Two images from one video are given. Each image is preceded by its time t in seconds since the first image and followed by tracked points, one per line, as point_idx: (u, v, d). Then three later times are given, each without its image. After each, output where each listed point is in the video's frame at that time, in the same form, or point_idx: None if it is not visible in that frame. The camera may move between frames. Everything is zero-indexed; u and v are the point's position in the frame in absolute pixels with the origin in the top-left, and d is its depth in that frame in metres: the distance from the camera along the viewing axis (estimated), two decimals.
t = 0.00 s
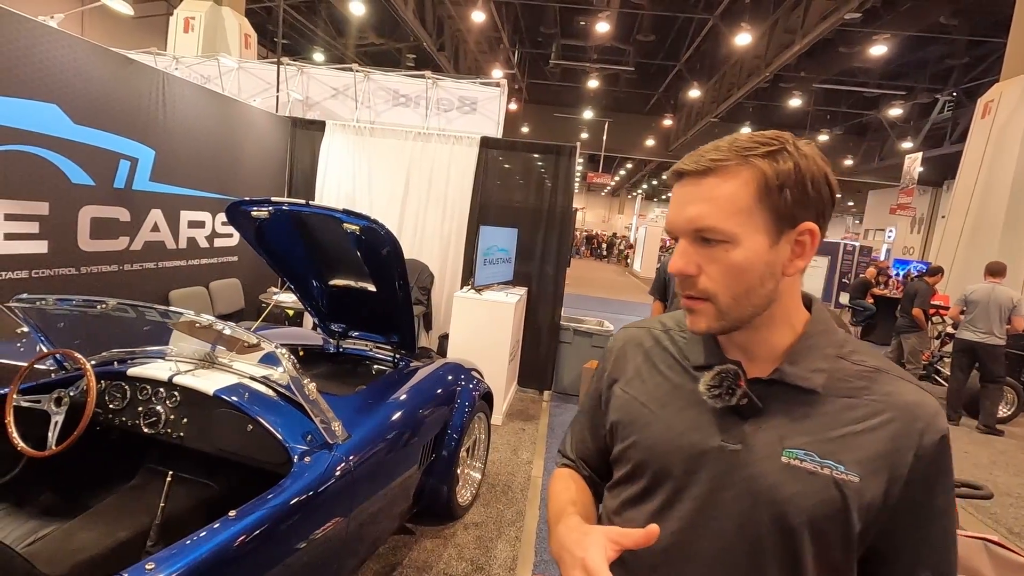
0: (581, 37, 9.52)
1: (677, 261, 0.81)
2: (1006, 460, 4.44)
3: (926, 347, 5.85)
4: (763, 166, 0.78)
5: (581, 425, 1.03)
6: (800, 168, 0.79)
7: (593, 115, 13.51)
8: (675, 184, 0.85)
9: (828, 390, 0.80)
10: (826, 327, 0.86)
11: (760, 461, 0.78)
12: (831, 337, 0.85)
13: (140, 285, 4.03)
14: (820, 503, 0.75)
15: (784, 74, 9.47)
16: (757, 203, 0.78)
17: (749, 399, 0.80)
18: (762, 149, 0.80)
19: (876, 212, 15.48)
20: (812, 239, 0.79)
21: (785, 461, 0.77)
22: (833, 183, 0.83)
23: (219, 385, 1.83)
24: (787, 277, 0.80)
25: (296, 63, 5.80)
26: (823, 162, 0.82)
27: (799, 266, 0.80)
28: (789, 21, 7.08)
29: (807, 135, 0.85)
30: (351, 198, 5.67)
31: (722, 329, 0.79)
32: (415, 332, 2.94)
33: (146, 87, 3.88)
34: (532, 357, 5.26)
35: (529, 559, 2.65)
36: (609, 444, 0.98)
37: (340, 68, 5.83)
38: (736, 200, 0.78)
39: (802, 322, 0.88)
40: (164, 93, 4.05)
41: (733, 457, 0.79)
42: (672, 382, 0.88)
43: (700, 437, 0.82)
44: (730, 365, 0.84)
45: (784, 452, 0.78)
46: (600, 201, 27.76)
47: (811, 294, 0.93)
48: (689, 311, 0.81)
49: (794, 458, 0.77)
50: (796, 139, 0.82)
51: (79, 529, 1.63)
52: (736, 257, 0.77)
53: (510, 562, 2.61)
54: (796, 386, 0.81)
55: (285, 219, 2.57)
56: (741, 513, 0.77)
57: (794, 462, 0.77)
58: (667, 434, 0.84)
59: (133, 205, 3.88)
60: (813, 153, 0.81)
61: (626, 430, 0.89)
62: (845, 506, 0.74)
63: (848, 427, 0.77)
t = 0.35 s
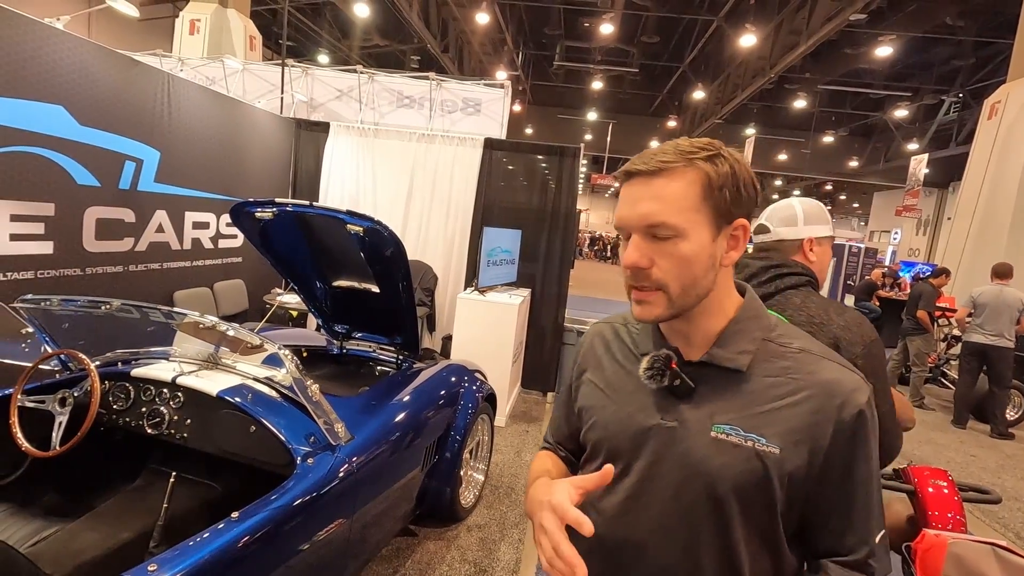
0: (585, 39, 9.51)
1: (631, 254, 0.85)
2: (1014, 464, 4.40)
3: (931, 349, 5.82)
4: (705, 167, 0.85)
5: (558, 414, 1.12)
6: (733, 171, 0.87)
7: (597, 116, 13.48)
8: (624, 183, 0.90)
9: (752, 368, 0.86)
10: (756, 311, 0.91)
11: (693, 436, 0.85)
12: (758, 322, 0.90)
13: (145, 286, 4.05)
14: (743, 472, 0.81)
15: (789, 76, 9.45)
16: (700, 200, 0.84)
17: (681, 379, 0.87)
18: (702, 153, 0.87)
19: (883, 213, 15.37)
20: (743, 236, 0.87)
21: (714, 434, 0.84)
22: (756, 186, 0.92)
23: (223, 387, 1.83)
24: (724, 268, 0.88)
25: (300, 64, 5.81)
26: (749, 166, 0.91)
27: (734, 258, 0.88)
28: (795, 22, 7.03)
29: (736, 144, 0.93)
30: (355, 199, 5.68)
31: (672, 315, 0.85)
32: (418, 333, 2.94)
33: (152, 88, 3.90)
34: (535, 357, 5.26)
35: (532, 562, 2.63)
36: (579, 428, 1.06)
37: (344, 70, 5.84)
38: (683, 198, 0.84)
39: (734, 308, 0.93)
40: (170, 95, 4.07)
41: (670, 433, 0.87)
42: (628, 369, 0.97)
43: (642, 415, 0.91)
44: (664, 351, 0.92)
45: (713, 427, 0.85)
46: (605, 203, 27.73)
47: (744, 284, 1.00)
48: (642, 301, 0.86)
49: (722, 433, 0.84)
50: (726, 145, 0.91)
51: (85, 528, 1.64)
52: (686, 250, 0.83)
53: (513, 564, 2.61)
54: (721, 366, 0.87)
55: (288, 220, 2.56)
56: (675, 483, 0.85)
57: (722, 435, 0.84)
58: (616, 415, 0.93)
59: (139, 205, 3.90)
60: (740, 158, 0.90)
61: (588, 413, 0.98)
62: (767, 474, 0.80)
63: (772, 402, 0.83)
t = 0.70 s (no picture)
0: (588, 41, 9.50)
1: (656, 253, 0.84)
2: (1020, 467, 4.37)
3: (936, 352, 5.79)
4: (700, 161, 0.89)
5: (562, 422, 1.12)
6: (717, 163, 0.93)
7: (599, 118, 13.48)
8: (623, 184, 0.89)
9: (745, 360, 0.85)
10: (744, 302, 0.91)
11: (694, 433, 0.84)
12: (749, 313, 0.89)
13: (147, 287, 4.05)
14: (748, 467, 0.80)
15: (790, 77, 9.45)
16: (702, 193, 0.88)
17: (677, 376, 0.87)
18: (690, 148, 0.90)
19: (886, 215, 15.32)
20: (731, 222, 0.94)
21: (716, 430, 0.83)
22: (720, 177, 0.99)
23: (224, 388, 1.83)
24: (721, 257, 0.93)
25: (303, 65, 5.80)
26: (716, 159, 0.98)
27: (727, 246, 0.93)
28: (796, 24, 7.01)
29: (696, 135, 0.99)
30: (357, 200, 5.68)
31: (697, 310, 0.87)
32: (420, 334, 2.93)
33: (155, 89, 3.91)
34: (538, 359, 5.25)
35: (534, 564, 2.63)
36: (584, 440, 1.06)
37: (346, 71, 5.84)
38: (691, 193, 0.86)
39: (724, 299, 0.92)
40: (173, 96, 4.08)
41: (672, 431, 0.86)
42: (626, 372, 0.97)
43: (638, 418, 0.91)
44: (660, 351, 0.92)
45: (715, 422, 0.84)
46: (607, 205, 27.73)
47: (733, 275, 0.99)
48: (666, 300, 0.86)
49: (724, 428, 0.83)
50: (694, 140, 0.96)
51: (85, 529, 1.64)
52: (703, 243, 0.86)
53: (515, 566, 2.59)
54: (718, 361, 0.86)
55: (289, 221, 2.55)
56: (683, 482, 0.84)
57: (723, 431, 0.83)
58: (618, 421, 0.93)
59: (141, 206, 3.90)
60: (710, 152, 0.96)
61: (592, 421, 0.98)
62: (773, 468, 0.79)
63: (771, 393, 0.81)
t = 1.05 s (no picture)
0: (589, 42, 9.47)
1: (748, 239, 0.80)
2: (1021, 470, 4.36)
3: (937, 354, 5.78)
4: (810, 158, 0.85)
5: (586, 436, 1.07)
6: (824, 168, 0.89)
7: (600, 119, 13.49)
8: (728, 158, 0.84)
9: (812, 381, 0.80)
10: (814, 319, 0.86)
11: (747, 458, 0.78)
12: (818, 330, 0.85)
13: (146, 288, 4.04)
14: (812, 500, 0.74)
15: (791, 79, 9.45)
16: (806, 190, 0.84)
17: (734, 393, 0.80)
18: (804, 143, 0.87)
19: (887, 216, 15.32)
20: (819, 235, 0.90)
21: (774, 456, 0.77)
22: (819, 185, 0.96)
23: (221, 390, 1.82)
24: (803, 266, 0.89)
25: (303, 66, 5.80)
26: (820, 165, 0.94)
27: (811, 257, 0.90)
28: (797, 26, 6.99)
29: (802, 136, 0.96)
30: (356, 201, 5.67)
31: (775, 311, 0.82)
32: (419, 336, 2.91)
33: (153, 89, 3.90)
34: (539, 361, 5.22)
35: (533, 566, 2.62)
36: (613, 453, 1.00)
37: (347, 72, 5.83)
38: (797, 186, 0.82)
39: (792, 314, 0.87)
40: (172, 96, 4.07)
41: (721, 454, 0.80)
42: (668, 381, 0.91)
43: (686, 435, 0.84)
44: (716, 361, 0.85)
45: (772, 447, 0.78)
46: (607, 206, 27.76)
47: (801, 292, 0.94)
48: (744, 294, 0.81)
49: (783, 454, 0.77)
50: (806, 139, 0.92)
51: (77, 533, 1.62)
52: (797, 242, 0.81)
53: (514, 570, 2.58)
54: (781, 379, 0.81)
55: (289, 222, 2.54)
56: (730, 512, 0.78)
57: (783, 457, 0.77)
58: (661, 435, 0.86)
59: (140, 207, 3.89)
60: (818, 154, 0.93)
61: (626, 433, 0.91)
62: (842, 505, 0.73)
63: (841, 420, 0.76)
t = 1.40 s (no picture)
0: (589, 43, 9.44)
1: (838, 240, 0.77)
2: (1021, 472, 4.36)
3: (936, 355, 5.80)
4: (902, 160, 0.84)
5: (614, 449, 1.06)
6: (915, 174, 0.87)
7: (600, 121, 13.49)
8: (816, 150, 0.83)
9: (888, 413, 0.76)
10: (884, 344, 0.83)
11: (812, 494, 0.74)
12: (891, 353, 0.82)
13: (143, 288, 4.02)
14: (888, 546, 0.69)
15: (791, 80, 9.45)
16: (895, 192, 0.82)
17: (797, 422, 0.76)
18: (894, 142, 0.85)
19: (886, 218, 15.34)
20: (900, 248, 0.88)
21: (844, 495, 0.73)
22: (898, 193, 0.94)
23: (219, 392, 1.81)
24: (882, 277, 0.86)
25: (303, 67, 5.80)
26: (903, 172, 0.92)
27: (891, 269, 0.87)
28: (796, 27, 6.97)
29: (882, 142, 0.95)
30: (356, 201, 5.65)
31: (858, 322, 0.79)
32: (419, 337, 2.91)
33: (153, 89, 3.89)
34: (538, 363, 5.21)
35: (532, 569, 2.62)
36: (645, 477, 0.97)
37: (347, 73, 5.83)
38: (889, 186, 0.80)
39: (861, 337, 0.85)
40: (171, 97, 4.07)
41: (781, 489, 0.76)
42: (714, 404, 0.88)
43: (742, 467, 0.79)
44: (777, 385, 0.80)
45: (842, 485, 0.73)
46: (606, 207, 27.80)
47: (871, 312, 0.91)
48: (825, 303, 0.78)
49: (854, 493, 0.73)
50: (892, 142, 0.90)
51: (74, 537, 1.61)
52: (886, 248, 0.79)
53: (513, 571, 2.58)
54: (855, 409, 0.77)
55: (288, 223, 2.52)
56: (789, 551, 0.73)
57: (855, 497, 0.72)
58: (706, 462, 0.83)
59: (138, 208, 3.89)
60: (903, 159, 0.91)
61: (664, 457, 0.88)
62: (920, 551, 0.68)
63: (918, 458, 0.72)
